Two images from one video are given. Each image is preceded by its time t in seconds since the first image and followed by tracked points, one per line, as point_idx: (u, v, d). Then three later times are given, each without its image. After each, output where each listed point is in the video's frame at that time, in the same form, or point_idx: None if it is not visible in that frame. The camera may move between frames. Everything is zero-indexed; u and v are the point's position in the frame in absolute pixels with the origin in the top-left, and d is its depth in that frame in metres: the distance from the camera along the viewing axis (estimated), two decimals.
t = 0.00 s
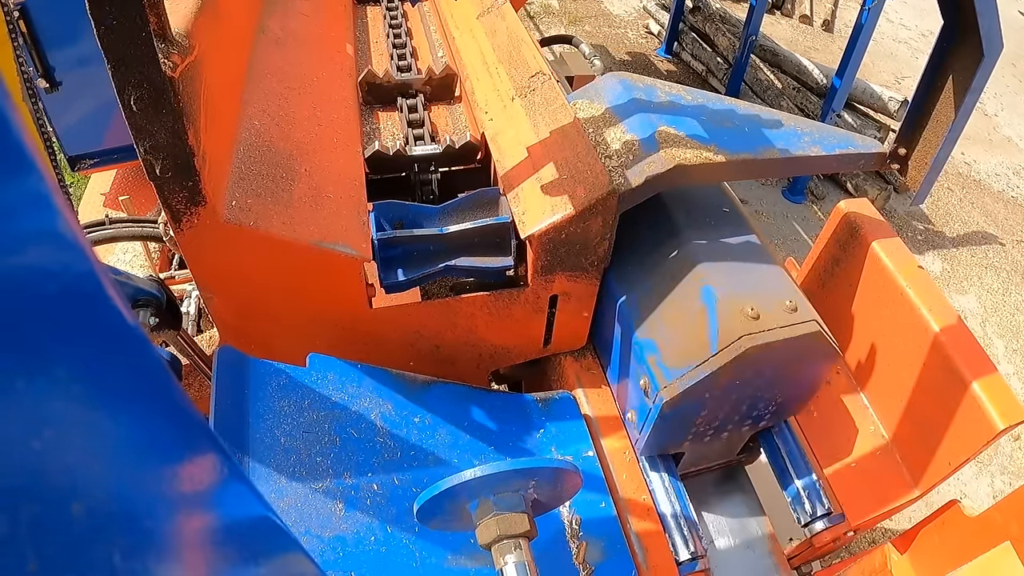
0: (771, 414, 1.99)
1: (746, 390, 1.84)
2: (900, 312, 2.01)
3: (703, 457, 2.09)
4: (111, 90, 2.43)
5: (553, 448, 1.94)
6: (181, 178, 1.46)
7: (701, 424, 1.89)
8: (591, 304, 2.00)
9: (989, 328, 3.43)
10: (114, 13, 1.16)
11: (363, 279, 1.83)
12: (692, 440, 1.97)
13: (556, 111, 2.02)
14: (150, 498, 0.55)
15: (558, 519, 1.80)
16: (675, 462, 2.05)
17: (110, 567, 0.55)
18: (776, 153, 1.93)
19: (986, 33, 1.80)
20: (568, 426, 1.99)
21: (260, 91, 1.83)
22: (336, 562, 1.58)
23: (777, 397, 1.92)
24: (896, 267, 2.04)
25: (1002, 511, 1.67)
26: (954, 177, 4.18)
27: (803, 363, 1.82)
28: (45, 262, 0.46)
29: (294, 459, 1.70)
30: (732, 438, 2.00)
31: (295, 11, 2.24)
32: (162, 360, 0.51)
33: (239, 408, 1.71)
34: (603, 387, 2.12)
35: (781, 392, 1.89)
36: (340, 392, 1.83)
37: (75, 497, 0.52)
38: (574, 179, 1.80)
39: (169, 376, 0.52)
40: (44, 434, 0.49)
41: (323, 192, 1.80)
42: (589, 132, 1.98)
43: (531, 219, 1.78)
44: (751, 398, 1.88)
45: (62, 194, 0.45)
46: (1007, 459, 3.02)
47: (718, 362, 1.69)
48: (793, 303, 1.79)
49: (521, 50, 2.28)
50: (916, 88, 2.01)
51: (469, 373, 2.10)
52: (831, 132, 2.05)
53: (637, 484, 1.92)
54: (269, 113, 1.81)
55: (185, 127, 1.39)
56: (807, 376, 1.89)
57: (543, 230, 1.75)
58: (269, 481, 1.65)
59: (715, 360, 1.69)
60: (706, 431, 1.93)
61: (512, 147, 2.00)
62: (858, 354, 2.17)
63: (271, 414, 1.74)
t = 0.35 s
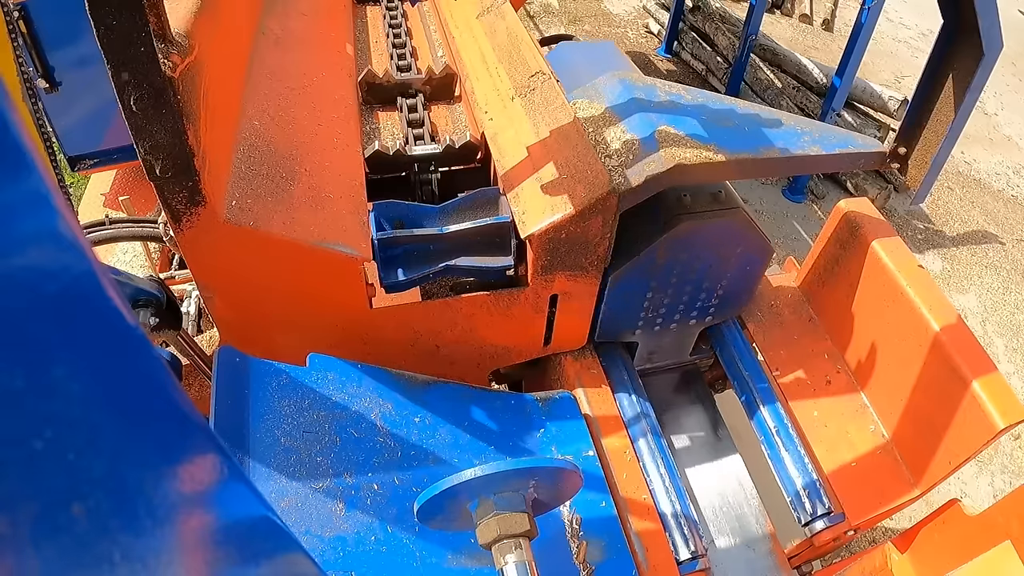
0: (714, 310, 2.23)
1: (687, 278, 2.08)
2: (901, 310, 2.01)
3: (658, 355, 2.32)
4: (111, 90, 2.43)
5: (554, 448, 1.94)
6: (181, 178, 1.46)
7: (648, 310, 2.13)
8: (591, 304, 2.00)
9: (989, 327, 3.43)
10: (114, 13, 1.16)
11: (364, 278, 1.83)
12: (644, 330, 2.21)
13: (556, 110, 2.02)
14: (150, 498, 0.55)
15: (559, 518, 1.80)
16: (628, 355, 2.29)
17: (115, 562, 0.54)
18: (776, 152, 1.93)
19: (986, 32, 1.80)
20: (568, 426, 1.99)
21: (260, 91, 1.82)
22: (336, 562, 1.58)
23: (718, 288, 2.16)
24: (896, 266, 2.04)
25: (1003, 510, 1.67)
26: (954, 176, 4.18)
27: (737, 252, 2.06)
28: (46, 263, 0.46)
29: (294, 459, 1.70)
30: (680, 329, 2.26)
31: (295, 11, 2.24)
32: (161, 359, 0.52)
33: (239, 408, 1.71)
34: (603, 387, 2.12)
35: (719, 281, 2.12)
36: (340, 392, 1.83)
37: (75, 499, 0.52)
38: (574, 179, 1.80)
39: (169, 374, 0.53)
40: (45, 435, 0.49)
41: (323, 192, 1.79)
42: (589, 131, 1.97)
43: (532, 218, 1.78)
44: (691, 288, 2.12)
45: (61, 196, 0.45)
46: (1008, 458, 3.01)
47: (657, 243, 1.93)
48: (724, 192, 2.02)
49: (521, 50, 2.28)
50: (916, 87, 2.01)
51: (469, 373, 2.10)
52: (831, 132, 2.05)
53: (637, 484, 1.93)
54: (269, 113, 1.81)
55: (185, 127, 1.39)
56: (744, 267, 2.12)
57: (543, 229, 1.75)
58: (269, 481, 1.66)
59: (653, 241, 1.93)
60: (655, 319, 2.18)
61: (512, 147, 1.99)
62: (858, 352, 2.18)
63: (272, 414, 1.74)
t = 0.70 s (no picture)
0: (710, 302, 2.25)
1: (683, 270, 2.09)
2: (901, 310, 2.01)
3: (655, 347, 2.35)
4: (111, 90, 2.42)
5: (554, 447, 1.94)
6: (181, 178, 1.46)
7: (644, 301, 2.14)
8: (591, 304, 2.00)
9: (989, 327, 3.43)
10: (113, 13, 1.16)
11: (364, 278, 1.83)
12: (640, 322, 2.23)
13: (556, 110, 2.01)
14: (152, 498, 0.55)
15: (559, 518, 1.80)
16: (626, 348, 2.31)
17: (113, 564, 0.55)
18: (776, 152, 1.93)
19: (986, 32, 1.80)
20: (569, 426, 1.99)
21: (260, 91, 1.82)
22: (336, 562, 1.58)
23: (715, 281, 2.17)
24: (896, 265, 2.04)
25: (1003, 510, 1.67)
26: (954, 176, 4.18)
27: (733, 245, 2.06)
28: (46, 263, 0.46)
29: (294, 459, 1.70)
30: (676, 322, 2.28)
31: (295, 11, 2.23)
32: (161, 359, 0.52)
33: (239, 408, 1.71)
34: (603, 386, 2.12)
35: (714, 276, 2.14)
36: (340, 391, 1.83)
37: (76, 499, 0.52)
38: (574, 179, 1.80)
39: (171, 374, 0.52)
40: (45, 435, 0.49)
41: (323, 193, 1.79)
42: (589, 131, 1.97)
43: (531, 218, 1.78)
44: (687, 280, 2.13)
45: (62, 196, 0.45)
46: (1008, 458, 3.01)
47: (651, 236, 1.94)
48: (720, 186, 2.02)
49: (521, 49, 2.28)
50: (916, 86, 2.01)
51: (469, 373, 2.10)
52: (831, 131, 2.05)
53: (638, 483, 1.93)
54: (269, 113, 1.81)
55: (185, 127, 1.39)
56: (739, 261, 2.13)
57: (543, 229, 1.75)
58: (269, 481, 1.66)
59: (648, 234, 1.94)
60: (652, 310, 2.19)
61: (511, 147, 2.00)
62: (858, 352, 2.18)
63: (272, 413, 1.74)
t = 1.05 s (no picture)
0: (710, 303, 2.25)
1: (683, 271, 2.09)
2: (901, 312, 2.01)
3: (654, 347, 2.35)
4: (112, 90, 2.42)
5: (553, 448, 1.93)
6: (181, 178, 1.46)
7: (644, 302, 2.14)
8: (591, 304, 1.99)
9: (989, 328, 3.43)
10: (113, 13, 1.16)
11: (364, 278, 1.83)
12: (640, 322, 2.22)
13: (556, 111, 2.01)
14: (150, 498, 0.55)
15: (559, 518, 1.79)
16: (625, 348, 2.31)
17: (111, 565, 0.55)
18: (776, 153, 1.93)
19: (986, 34, 1.80)
20: (569, 426, 1.99)
21: (260, 91, 1.82)
22: (336, 562, 1.59)
23: (714, 283, 2.17)
24: (896, 266, 2.04)
25: (1003, 511, 1.68)
26: (954, 177, 4.17)
27: (733, 246, 2.06)
28: (46, 262, 0.46)
29: (294, 459, 1.70)
30: (677, 323, 2.28)
31: (296, 11, 2.24)
32: (161, 359, 0.52)
33: (239, 409, 1.70)
34: (603, 387, 2.12)
35: (713, 278, 2.14)
36: (340, 391, 1.83)
37: (74, 499, 0.52)
38: (574, 180, 1.80)
39: (169, 374, 0.52)
40: (44, 434, 0.49)
41: (323, 193, 1.79)
42: (589, 132, 1.97)
43: (531, 219, 1.78)
44: (687, 281, 2.13)
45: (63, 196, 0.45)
46: (1007, 459, 3.01)
47: (651, 236, 1.94)
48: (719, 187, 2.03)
49: (521, 50, 2.28)
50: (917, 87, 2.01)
51: (469, 373, 2.10)
52: (831, 132, 2.05)
53: (637, 484, 1.93)
54: (269, 113, 1.81)
55: (185, 127, 1.39)
56: (739, 261, 2.13)
57: (543, 229, 1.75)
58: (269, 481, 1.66)
59: (648, 235, 1.94)
60: (651, 311, 2.19)
61: (511, 147, 2.01)
62: (858, 353, 2.18)
63: (271, 413, 1.73)
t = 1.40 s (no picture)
0: (709, 304, 2.25)
1: (682, 272, 2.09)
2: (901, 313, 2.01)
3: (654, 348, 2.35)
4: (112, 90, 2.42)
5: (553, 448, 1.93)
6: (181, 178, 1.46)
7: (644, 302, 2.14)
8: (591, 304, 1.99)
9: (988, 330, 3.43)
10: (114, 13, 1.16)
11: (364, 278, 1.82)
12: (640, 322, 2.22)
13: (556, 111, 2.01)
14: (149, 498, 0.55)
15: (558, 519, 1.79)
16: (625, 349, 2.31)
17: (110, 565, 0.55)
18: (776, 154, 1.93)
19: (986, 36, 1.80)
20: (568, 427, 1.99)
21: (260, 91, 1.83)
22: (335, 563, 1.59)
23: (715, 283, 2.17)
24: (896, 268, 2.04)
25: (1002, 512, 1.68)
26: (954, 178, 4.17)
27: (733, 246, 2.06)
28: (45, 262, 0.46)
29: (294, 459, 1.71)
30: (677, 325, 2.28)
31: (296, 12, 2.24)
32: (161, 360, 0.52)
33: (239, 409, 1.70)
34: (603, 388, 2.12)
35: (713, 278, 2.14)
36: (340, 392, 1.83)
37: (73, 499, 0.52)
38: (573, 180, 1.80)
39: (170, 376, 0.52)
40: (44, 435, 0.50)
41: (323, 193, 1.79)
42: (589, 133, 1.97)
43: (532, 220, 1.79)
44: (686, 281, 2.13)
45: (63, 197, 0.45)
46: (1006, 460, 3.01)
47: (651, 237, 1.94)
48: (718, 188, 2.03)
49: (521, 50, 2.29)
50: (917, 88, 2.01)
51: (469, 373, 2.10)
52: (831, 133, 2.05)
53: (637, 484, 1.93)
54: (269, 113, 1.81)
55: (185, 127, 1.39)
56: (739, 262, 2.13)
57: (543, 230, 1.76)
58: (268, 481, 1.66)
59: (648, 236, 1.94)
60: (651, 311, 2.19)
61: (512, 147, 2.03)
62: (858, 354, 2.18)
63: (271, 414, 1.74)
